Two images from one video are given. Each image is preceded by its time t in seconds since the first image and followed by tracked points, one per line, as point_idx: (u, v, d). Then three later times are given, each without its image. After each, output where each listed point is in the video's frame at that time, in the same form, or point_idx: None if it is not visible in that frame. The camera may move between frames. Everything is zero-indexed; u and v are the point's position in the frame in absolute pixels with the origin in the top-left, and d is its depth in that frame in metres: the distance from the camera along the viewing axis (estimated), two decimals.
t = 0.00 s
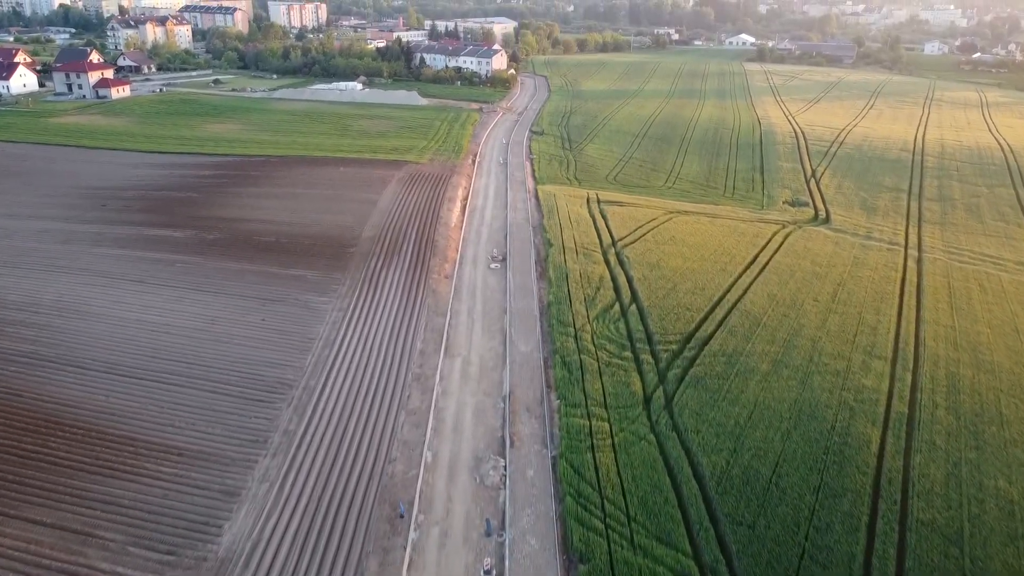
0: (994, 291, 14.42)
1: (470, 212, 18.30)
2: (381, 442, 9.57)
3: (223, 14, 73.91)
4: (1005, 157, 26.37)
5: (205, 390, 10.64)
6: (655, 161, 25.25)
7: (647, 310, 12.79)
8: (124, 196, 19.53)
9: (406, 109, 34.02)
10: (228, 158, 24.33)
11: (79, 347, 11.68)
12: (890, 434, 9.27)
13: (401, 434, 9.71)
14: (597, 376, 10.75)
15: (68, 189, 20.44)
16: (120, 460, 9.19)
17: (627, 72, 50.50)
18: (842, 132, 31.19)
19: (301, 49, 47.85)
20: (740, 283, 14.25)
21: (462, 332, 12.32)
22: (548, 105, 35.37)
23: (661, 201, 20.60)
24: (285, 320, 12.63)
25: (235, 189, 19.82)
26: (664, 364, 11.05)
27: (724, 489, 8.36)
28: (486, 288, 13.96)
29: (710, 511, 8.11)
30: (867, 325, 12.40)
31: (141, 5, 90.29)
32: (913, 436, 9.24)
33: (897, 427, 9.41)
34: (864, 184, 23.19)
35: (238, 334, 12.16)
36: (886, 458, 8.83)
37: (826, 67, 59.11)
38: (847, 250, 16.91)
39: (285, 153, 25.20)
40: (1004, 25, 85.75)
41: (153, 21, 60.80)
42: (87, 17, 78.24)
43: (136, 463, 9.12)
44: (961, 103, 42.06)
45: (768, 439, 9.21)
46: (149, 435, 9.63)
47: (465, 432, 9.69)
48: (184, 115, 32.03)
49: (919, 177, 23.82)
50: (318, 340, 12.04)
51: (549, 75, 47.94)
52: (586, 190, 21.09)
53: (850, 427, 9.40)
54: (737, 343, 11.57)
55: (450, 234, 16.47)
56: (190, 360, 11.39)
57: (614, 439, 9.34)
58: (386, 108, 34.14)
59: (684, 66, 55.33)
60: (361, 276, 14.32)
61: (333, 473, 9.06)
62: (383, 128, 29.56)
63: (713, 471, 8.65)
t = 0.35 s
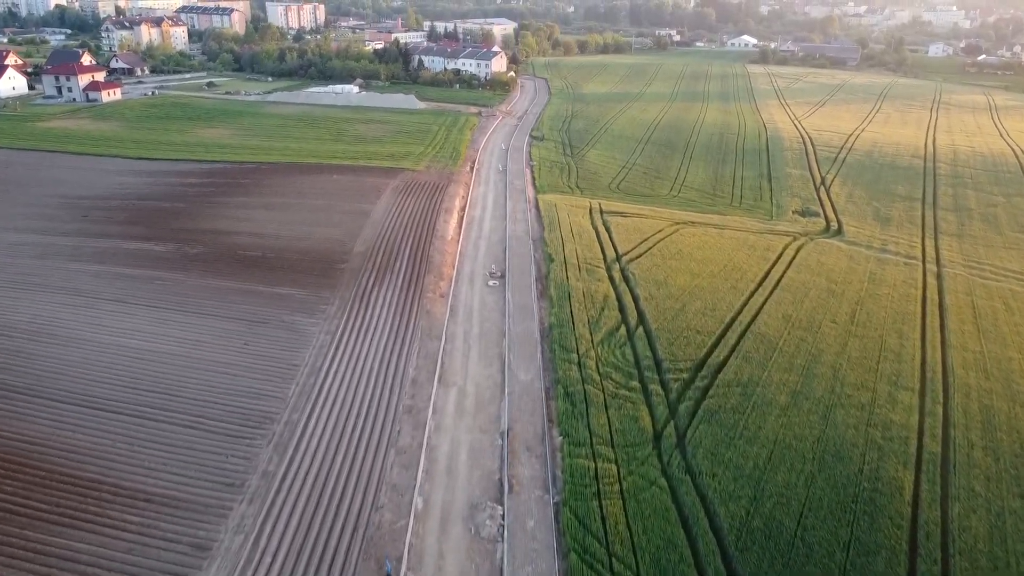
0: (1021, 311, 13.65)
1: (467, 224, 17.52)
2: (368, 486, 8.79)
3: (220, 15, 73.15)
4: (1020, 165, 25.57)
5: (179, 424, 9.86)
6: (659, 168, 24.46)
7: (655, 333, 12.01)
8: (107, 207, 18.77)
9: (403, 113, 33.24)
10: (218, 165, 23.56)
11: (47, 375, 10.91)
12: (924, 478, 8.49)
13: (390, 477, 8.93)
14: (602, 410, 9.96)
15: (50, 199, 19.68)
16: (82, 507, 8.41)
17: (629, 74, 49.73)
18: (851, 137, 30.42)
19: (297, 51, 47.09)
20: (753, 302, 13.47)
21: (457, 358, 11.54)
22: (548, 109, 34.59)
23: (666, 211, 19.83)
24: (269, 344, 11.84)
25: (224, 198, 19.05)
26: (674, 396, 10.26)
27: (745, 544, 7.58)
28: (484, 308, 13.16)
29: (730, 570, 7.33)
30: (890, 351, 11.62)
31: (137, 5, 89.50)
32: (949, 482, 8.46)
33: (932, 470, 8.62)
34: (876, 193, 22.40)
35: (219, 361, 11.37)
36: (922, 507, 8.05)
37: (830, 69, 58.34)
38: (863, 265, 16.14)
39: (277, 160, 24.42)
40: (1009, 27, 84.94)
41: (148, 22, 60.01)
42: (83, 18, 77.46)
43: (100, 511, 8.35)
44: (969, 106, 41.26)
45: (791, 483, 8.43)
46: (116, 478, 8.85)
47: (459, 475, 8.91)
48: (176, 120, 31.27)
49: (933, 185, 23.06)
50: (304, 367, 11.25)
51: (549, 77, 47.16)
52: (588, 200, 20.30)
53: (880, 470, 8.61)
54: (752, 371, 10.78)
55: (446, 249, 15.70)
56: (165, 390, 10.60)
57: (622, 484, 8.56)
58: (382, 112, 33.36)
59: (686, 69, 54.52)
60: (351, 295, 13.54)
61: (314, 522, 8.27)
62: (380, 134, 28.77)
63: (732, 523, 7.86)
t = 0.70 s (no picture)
0: None
1: (464, 236, 16.77)
2: (353, 536, 8.04)
3: (217, 16, 72.39)
4: None
5: (150, 463, 9.10)
6: (663, 175, 23.72)
7: (664, 358, 11.26)
8: (89, 217, 18.03)
9: (400, 117, 32.49)
10: (208, 172, 22.81)
11: (10, 406, 10.17)
12: (963, 531, 7.75)
13: (378, 526, 8.18)
14: (608, 447, 9.21)
15: (31, 209, 18.93)
16: (39, 561, 7.68)
17: (630, 77, 48.96)
18: (859, 142, 29.67)
19: (294, 52, 46.33)
20: (766, 322, 12.72)
21: (453, 386, 10.78)
22: (549, 113, 33.83)
23: (672, 221, 19.10)
24: (251, 371, 11.07)
25: (211, 209, 18.30)
26: (687, 430, 9.51)
27: None
28: (481, 330, 12.40)
29: None
30: (915, 378, 10.88)
31: (134, 6, 88.71)
32: (990, 534, 7.72)
33: (971, 521, 7.89)
34: (888, 202, 21.65)
35: (196, 389, 10.60)
36: (962, 565, 7.31)
37: (834, 71, 57.56)
38: (879, 280, 15.39)
39: (269, 167, 23.68)
40: (1013, 27, 84.11)
41: (143, 23, 59.25)
42: (79, 19, 76.67)
43: (57, 567, 7.61)
44: (977, 109, 40.45)
45: (817, 535, 7.69)
46: (78, 527, 8.11)
47: (453, 523, 8.16)
48: (167, 124, 30.50)
49: (946, 193, 22.32)
50: (288, 396, 10.49)
51: (550, 80, 46.38)
52: (591, 210, 19.56)
53: (914, 520, 7.87)
54: (769, 403, 10.03)
55: (442, 264, 14.94)
56: (137, 423, 9.85)
57: (632, 535, 7.82)
58: (379, 116, 32.60)
59: (689, 71, 53.76)
60: (341, 315, 12.77)
61: None
62: (376, 139, 28.03)
63: None
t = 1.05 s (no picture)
0: None
1: (461, 250, 16.02)
2: None
3: (214, 17, 71.58)
4: None
5: (115, 510, 8.34)
6: (667, 182, 22.97)
7: (674, 387, 10.51)
8: (70, 229, 17.28)
9: (397, 121, 31.72)
10: (197, 180, 22.03)
11: None
12: None
13: None
14: (616, 491, 8.46)
15: (10, 219, 18.18)
16: None
17: (632, 79, 48.18)
18: (867, 147, 28.88)
19: (290, 54, 45.58)
20: (781, 345, 11.97)
21: (447, 418, 10.01)
22: (550, 117, 33.07)
23: (678, 232, 18.35)
24: (230, 401, 10.31)
25: (198, 220, 17.53)
26: (701, 471, 8.76)
27: None
28: (478, 354, 11.63)
29: None
30: (944, 410, 10.14)
31: (130, 7, 87.86)
32: None
33: None
34: (901, 210, 20.90)
35: (171, 421, 9.84)
36: None
37: (838, 73, 56.79)
38: (897, 296, 14.65)
39: (260, 174, 22.93)
40: (1017, 28, 83.34)
41: (138, 24, 58.42)
42: (74, 19, 75.80)
43: None
44: (986, 112, 39.68)
45: None
46: None
47: None
48: (158, 128, 29.75)
49: (961, 201, 21.56)
50: (268, 430, 9.73)
51: (550, 82, 45.62)
52: (593, 220, 18.80)
53: None
54: (790, 440, 9.28)
55: (438, 281, 14.18)
56: (104, 461, 9.09)
57: None
58: (375, 120, 31.83)
59: (691, 73, 52.99)
60: (329, 338, 12.00)
61: None
62: (372, 144, 27.26)
63: None
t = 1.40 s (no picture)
0: None
1: (458, 265, 15.23)
2: None
3: (210, 18, 70.78)
4: None
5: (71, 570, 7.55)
6: (673, 191, 22.18)
7: (687, 422, 9.71)
8: (49, 242, 16.51)
9: (394, 126, 30.94)
10: (185, 188, 21.26)
11: None
12: None
13: None
14: (626, 546, 7.67)
15: None
16: None
17: (634, 82, 47.39)
18: (877, 153, 28.08)
19: (286, 57, 44.83)
20: (800, 373, 11.17)
21: (440, 458, 9.22)
22: (550, 121, 32.27)
23: (685, 244, 17.57)
24: (205, 439, 9.51)
25: (182, 233, 16.77)
26: (718, 521, 7.98)
27: None
28: (475, 384, 10.83)
29: None
30: (980, 448, 9.35)
31: (127, 8, 87.05)
32: None
33: None
34: (916, 221, 20.12)
35: (139, 463, 9.05)
36: None
37: (842, 75, 55.98)
38: (919, 316, 13.86)
39: (251, 181, 22.15)
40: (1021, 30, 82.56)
41: (133, 26, 57.61)
42: (70, 20, 74.94)
43: None
44: (996, 116, 38.87)
45: None
46: None
47: None
48: (148, 133, 28.97)
49: (977, 211, 20.78)
50: (245, 472, 8.94)
51: (551, 85, 44.83)
52: (596, 232, 18.01)
53: None
54: (816, 484, 8.48)
55: (433, 300, 13.38)
56: (64, 510, 8.32)
57: None
58: (372, 125, 31.05)
59: (693, 75, 52.18)
60: (315, 365, 11.20)
61: None
62: (367, 150, 26.48)
63: None
